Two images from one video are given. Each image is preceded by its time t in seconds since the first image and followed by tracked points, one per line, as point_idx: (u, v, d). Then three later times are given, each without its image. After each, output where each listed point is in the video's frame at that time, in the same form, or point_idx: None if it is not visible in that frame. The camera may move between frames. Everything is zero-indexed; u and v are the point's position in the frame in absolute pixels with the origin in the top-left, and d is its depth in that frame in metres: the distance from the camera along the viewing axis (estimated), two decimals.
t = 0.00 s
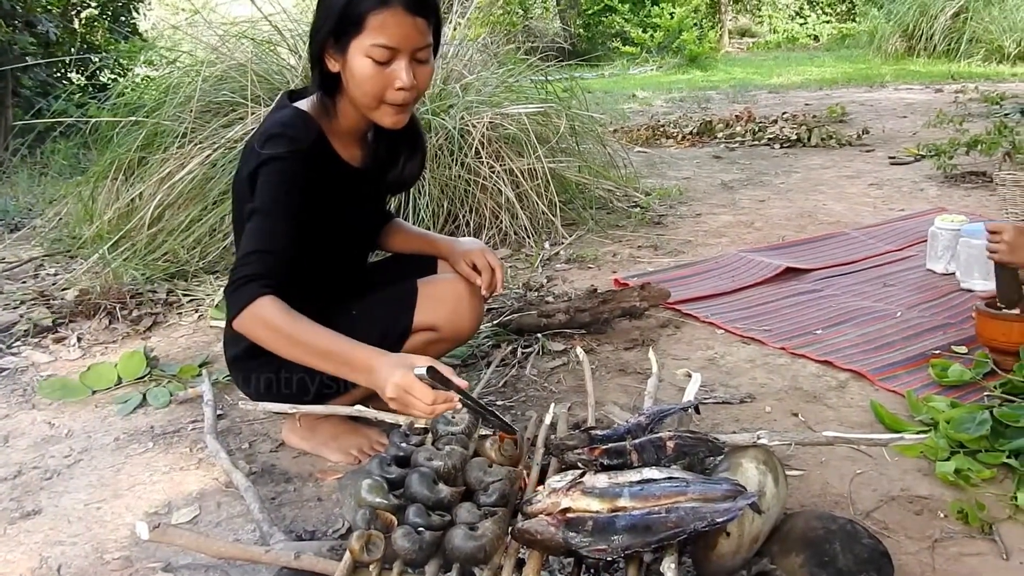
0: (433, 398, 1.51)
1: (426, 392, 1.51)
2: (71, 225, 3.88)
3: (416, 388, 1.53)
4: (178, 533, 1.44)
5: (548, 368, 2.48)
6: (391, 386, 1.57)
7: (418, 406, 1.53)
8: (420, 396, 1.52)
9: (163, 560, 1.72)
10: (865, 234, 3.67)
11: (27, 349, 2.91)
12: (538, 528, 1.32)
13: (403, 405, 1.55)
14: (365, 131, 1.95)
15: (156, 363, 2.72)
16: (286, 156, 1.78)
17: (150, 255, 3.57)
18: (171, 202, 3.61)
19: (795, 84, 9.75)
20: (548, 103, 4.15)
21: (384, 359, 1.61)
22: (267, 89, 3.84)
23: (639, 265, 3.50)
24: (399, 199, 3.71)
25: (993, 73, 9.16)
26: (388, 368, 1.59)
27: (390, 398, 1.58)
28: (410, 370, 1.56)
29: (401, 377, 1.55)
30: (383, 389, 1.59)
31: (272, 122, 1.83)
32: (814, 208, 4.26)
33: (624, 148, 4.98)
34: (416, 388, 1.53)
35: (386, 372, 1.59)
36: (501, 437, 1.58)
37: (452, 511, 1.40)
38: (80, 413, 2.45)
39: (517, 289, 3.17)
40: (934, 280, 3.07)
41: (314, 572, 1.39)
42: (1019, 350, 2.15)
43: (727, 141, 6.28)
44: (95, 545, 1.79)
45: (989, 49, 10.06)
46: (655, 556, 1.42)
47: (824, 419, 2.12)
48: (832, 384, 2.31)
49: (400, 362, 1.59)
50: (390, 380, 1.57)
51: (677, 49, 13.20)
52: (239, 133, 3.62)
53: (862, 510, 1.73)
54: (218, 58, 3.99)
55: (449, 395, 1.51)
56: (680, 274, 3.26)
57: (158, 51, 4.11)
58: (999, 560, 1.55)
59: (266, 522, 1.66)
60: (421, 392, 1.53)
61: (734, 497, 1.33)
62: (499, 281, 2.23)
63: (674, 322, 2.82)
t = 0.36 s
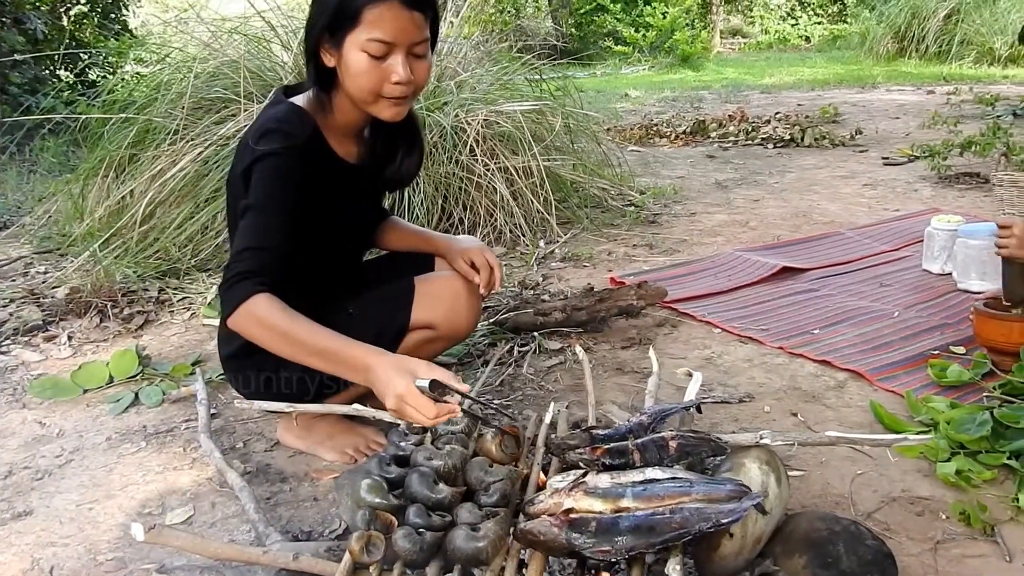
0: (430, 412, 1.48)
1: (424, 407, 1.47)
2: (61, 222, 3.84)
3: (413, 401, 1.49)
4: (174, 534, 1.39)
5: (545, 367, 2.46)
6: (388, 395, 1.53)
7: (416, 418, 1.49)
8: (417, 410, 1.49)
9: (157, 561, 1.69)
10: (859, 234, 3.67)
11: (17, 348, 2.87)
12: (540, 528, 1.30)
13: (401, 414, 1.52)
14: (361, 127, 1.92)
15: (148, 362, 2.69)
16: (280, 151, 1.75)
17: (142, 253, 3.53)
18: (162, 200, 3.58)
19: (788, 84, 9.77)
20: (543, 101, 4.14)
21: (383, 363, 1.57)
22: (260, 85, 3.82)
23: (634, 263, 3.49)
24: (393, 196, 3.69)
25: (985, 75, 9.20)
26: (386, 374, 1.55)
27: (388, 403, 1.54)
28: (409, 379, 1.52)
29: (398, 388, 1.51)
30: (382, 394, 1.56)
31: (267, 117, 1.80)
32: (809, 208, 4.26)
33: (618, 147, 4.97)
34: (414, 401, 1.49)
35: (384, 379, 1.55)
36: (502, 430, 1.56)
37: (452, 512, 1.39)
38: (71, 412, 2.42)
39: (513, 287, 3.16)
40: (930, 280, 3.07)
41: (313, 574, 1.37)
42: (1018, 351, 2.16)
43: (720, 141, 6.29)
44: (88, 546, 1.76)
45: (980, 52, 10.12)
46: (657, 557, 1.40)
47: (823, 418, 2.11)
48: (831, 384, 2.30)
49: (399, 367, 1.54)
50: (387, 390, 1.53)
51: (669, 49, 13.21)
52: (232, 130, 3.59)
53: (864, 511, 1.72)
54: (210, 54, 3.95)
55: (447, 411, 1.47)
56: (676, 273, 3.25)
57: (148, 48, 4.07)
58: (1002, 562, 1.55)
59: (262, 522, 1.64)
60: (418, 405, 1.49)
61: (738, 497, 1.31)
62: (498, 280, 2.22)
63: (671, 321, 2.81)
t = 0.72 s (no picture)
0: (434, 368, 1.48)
1: (429, 358, 1.47)
2: (55, 219, 3.81)
3: (416, 356, 1.49)
4: (174, 536, 1.34)
5: (545, 364, 2.44)
6: (387, 355, 1.52)
7: (416, 377, 1.49)
8: (421, 365, 1.48)
9: (155, 563, 1.68)
10: (859, 230, 3.66)
11: (11, 346, 2.84)
12: (545, 529, 1.28)
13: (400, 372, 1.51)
14: (359, 123, 1.90)
15: (144, 360, 2.67)
16: (275, 143, 1.72)
17: (137, 250, 3.50)
18: (157, 196, 3.55)
19: (784, 80, 9.76)
20: (541, 96, 4.11)
21: (380, 328, 1.56)
22: (256, 80, 3.79)
23: (633, 260, 3.47)
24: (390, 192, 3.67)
25: (981, 71, 9.21)
26: (384, 337, 1.54)
27: (386, 368, 1.53)
28: (410, 339, 1.52)
29: (401, 345, 1.51)
30: (378, 360, 1.54)
31: (262, 110, 1.78)
32: (807, 204, 4.25)
33: (616, 143, 4.96)
34: (416, 356, 1.49)
35: (381, 342, 1.54)
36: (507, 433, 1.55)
37: (455, 512, 1.37)
38: (67, 411, 2.39)
39: (511, 284, 3.14)
40: (930, 276, 3.06)
41: (314, 575, 1.35)
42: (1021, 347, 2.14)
43: (717, 137, 6.27)
44: (85, 547, 1.74)
45: (976, 48, 10.14)
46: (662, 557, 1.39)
47: (825, 416, 2.10)
48: (833, 381, 2.29)
49: (397, 331, 1.55)
50: (387, 349, 1.52)
51: (665, 45, 13.19)
52: (227, 126, 3.57)
53: (868, 509, 1.71)
54: (205, 49, 3.92)
55: (450, 365, 1.48)
56: (675, 270, 3.24)
57: (141, 44, 4.06)
58: (1007, 560, 1.54)
59: (261, 522, 1.62)
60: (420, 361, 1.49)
61: (746, 496, 1.30)
62: (499, 277, 2.22)
63: (671, 318, 2.80)
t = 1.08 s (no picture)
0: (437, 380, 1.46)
1: (432, 371, 1.45)
2: (47, 217, 3.80)
3: (419, 368, 1.47)
4: (164, 532, 1.36)
5: (537, 360, 2.45)
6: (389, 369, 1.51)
7: (420, 388, 1.47)
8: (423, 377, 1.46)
9: (147, 560, 1.68)
10: (850, 225, 3.67)
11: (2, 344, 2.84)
12: (534, 524, 1.29)
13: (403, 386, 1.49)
14: (351, 119, 1.90)
15: (137, 357, 2.67)
16: (267, 139, 1.73)
17: (129, 248, 3.50)
18: (150, 193, 3.54)
19: (778, 76, 9.78)
20: (534, 92, 4.11)
21: (383, 339, 1.55)
22: (249, 77, 3.78)
23: (626, 256, 3.48)
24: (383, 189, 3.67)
25: (974, 67, 9.24)
26: (387, 350, 1.53)
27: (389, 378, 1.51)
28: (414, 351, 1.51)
29: (404, 356, 1.49)
30: (382, 370, 1.53)
31: (255, 106, 1.78)
32: (800, 199, 4.27)
33: (609, 139, 4.96)
34: (419, 368, 1.47)
35: (385, 354, 1.52)
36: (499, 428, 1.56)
37: (445, 507, 1.37)
38: (59, 409, 2.39)
39: (504, 280, 3.14)
40: (921, 271, 3.07)
41: (305, 571, 1.35)
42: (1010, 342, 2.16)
43: (711, 133, 6.28)
44: (76, 545, 1.74)
45: (969, 44, 10.18)
46: (651, 552, 1.40)
47: (816, 410, 2.11)
48: (823, 375, 2.30)
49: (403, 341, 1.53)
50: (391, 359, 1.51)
51: (659, 41, 13.18)
52: (220, 122, 3.56)
53: (857, 503, 1.72)
54: (197, 45, 3.91)
55: (453, 377, 1.46)
56: (668, 265, 3.24)
57: (135, 39, 4.05)
58: (994, 552, 1.55)
59: (252, 519, 1.62)
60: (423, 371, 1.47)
61: (733, 490, 1.31)
62: (489, 273, 2.22)
63: (663, 314, 2.81)
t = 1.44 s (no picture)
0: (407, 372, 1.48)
1: (400, 365, 1.47)
2: (32, 215, 3.78)
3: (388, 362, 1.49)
4: (147, 531, 1.38)
5: (523, 359, 2.46)
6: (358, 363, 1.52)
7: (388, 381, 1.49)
8: (393, 370, 1.48)
9: (131, 558, 1.68)
10: (835, 225, 3.70)
11: None
12: (516, 520, 1.30)
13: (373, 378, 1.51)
14: (338, 119, 1.90)
15: (122, 357, 2.67)
16: (253, 140, 1.73)
17: (114, 247, 3.49)
18: (135, 192, 3.53)
19: (765, 76, 9.82)
20: (520, 92, 4.13)
21: (349, 332, 1.56)
22: (235, 76, 3.78)
23: (612, 255, 3.49)
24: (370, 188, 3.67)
25: (959, 67, 9.31)
26: (353, 344, 1.54)
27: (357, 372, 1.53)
28: (382, 343, 1.52)
29: (373, 352, 1.50)
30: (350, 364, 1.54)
31: (242, 106, 1.79)
32: (785, 199, 4.29)
33: (597, 139, 4.98)
34: (387, 364, 1.49)
35: (352, 348, 1.54)
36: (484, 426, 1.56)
37: (429, 504, 1.38)
38: (43, 408, 2.39)
39: (491, 280, 3.15)
40: (904, 270, 3.10)
41: (289, 569, 1.36)
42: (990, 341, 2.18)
43: (698, 133, 6.31)
44: (60, 543, 1.74)
45: (954, 44, 10.26)
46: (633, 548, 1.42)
47: (798, 408, 2.12)
48: (806, 373, 2.32)
49: (370, 333, 1.54)
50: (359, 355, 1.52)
51: (648, 40, 13.21)
52: (206, 121, 3.56)
53: (838, 499, 1.74)
54: (184, 43, 3.91)
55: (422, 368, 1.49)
56: (654, 265, 3.26)
57: (121, 37, 4.01)
58: (972, 547, 1.57)
59: (237, 517, 1.63)
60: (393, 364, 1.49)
61: (713, 486, 1.32)
62: (477, 274, 2.23)
63: (648, 313, 2.82)
